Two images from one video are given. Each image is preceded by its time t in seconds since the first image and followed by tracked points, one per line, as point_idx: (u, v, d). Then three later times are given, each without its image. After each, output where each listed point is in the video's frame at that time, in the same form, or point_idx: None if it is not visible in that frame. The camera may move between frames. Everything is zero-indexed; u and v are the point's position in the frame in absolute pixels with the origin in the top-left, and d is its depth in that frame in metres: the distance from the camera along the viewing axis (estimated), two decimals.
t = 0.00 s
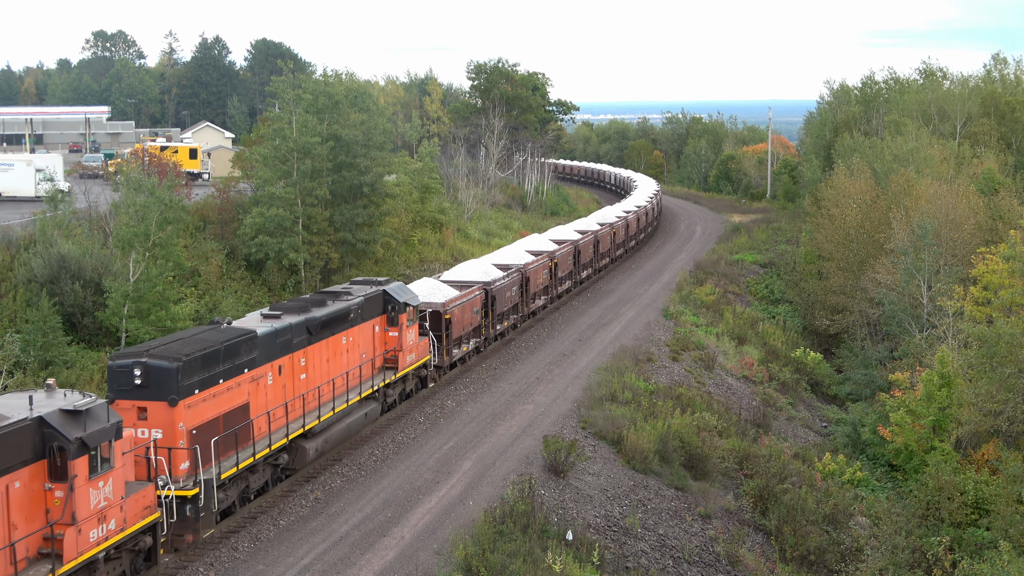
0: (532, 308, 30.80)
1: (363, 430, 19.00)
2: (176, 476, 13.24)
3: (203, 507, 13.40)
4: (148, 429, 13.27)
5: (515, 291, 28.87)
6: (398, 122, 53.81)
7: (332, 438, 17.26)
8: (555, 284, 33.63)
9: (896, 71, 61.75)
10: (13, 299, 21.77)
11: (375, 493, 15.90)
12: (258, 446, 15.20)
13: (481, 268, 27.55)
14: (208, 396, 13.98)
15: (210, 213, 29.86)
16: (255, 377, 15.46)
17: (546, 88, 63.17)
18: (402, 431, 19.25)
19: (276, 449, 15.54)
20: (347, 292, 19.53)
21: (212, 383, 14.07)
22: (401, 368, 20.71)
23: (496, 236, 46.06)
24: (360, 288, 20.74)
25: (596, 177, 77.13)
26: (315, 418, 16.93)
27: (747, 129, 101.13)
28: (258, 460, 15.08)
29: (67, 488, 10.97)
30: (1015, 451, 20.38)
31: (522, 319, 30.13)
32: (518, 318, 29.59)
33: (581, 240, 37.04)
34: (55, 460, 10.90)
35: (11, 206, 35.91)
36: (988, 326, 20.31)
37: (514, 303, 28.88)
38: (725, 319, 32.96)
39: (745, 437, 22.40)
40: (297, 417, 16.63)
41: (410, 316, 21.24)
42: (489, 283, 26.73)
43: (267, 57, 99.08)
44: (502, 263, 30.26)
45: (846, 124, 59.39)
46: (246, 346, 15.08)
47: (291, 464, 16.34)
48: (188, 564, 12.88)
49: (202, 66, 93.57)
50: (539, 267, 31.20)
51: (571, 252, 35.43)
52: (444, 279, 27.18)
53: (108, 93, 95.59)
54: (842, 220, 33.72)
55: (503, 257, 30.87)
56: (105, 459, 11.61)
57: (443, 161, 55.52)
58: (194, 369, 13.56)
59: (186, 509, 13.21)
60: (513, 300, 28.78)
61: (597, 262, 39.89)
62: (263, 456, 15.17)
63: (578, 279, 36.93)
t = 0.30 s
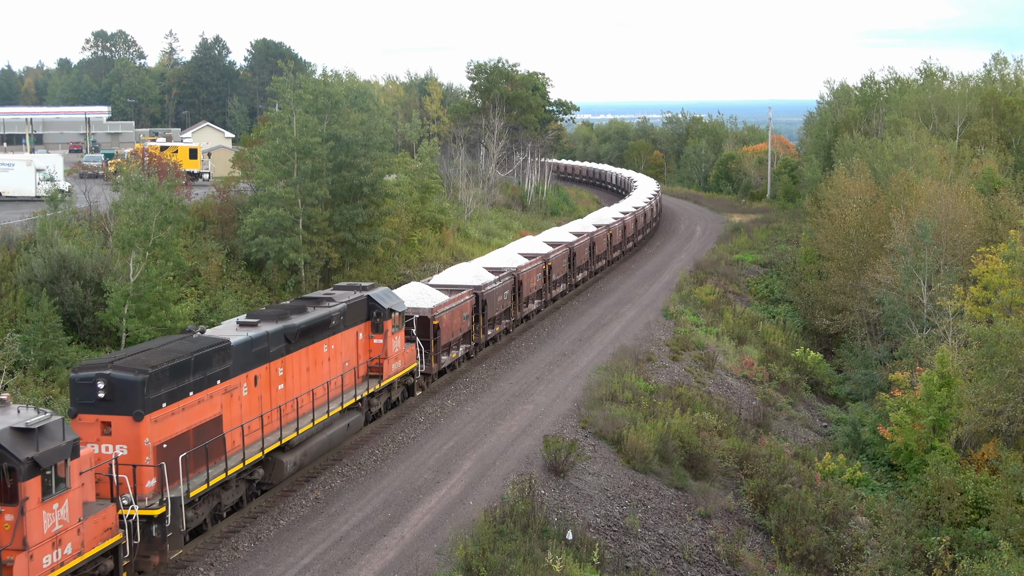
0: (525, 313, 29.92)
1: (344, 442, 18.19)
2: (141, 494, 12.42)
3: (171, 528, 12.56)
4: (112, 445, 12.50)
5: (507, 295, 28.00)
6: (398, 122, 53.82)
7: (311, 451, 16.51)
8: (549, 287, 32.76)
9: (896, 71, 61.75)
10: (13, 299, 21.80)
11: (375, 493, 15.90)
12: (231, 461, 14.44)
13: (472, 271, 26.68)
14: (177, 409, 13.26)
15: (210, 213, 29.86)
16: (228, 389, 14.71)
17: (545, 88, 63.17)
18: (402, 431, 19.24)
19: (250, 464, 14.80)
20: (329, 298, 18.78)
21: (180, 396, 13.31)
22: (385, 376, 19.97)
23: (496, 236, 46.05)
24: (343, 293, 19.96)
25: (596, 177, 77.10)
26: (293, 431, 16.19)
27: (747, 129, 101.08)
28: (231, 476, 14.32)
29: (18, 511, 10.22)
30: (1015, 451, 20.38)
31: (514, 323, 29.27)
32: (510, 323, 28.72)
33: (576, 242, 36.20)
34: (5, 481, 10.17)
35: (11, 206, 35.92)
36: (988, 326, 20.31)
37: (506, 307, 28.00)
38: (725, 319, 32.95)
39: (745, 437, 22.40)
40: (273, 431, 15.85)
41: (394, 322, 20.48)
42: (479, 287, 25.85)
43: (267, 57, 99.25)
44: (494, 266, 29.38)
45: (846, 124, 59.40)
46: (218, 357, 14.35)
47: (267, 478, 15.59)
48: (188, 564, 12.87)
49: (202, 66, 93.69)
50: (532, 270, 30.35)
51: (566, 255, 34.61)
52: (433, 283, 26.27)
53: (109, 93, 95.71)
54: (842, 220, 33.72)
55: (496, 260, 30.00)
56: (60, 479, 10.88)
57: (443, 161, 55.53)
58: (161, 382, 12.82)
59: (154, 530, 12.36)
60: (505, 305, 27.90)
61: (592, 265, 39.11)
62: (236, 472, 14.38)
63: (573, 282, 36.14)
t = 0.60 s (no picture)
0: (517, 318, 29.14)
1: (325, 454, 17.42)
2: (102, 515, 11.81)
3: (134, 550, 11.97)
4: (73, 463, 11.89)
5: (499, 300, 27.20)
6: (398, 122, 53.82)
7: (288, 466, 15.75)
8: (542, 291, 31.96)
9: (896, 71, 61.78)
10: (13, 299, 21.82)
11: (375, 493, 15.90)
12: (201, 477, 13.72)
13: (462, 276, 25.86)
14: (141, 424, 12.57)
15: (210, 213, 29.87)
16: (199, 402, 13.99)
17: (545, 88, 63.16)
18: (402, 431, 19.24)
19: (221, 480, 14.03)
20: (309, 304, 17.99)
21: (145, 411, 12.64)
22: (369, 386, 19.11)
23: (496, 236, 46.03)
24: (325, 299, 19.15)
25: (597, 176, 77.07)
26: (269, 444, 15.40)
27: (747, 129, 101.06)
28: (200, 494, 13.56)
29: None
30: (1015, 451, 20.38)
31: (506, 329, 28.52)
32: (501, 328, 27.95)
33: (571, 245, 35.44)
34: None
35: (11, 206, 35.92)
36: (988, 326, 20.32)
37: (497, 312, 27.22)
38: (725, 319, 32.95)
39: (745, 437, 22.40)
40: (248, 445, 15.11)
41: (379, 330, 19.60)
42: (469, 292, 24.99)
43: (267, 57, 99.31)
44: (485, 270, 28.57)
45: (846, 124, 59.42)
46: (187, 368, 13.63)
47: (242, 494, 14.87)
48: (188, 564, 12.86)
49: (202, 66, 93.82)
50: (525, 274, 29.58)
51: (561, 257, 33.88)
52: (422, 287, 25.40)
53: (109, 93, 95.83)
54: (842, 220, 33.73)
55: (487, 264, 29.11)
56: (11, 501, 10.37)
57: (443, 161, 55.53)
58: (124, 396, 12.15)
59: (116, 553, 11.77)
60: (497, 310, 27.11)
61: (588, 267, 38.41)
62: (206, 489, 13.66)
63: (568, 285, 35.40)
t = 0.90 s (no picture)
0: (510, 323, 28.27)
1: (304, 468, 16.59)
2: (59, 538, 11.09)
3: None
4: (28, 483, 11.19)
5: (490, 304, 26.32)
6: (398, 122, 53.83)
7: (263, 482, 14.95)
8: (536, 295, 31.08)
9: (896, 71, 61.79)
10: (14, 299, 21.84)
11: (375, 493, 15.90)
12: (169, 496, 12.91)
13: (452, 280, 24.96)
14: (102, 441, 11.81)
15: (210, 213, 29.87)
16: (167, 416, 13.18)
17: (545, 88, 63.15)
18: (402, 431, 19.25)
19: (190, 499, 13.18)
20: (289, 311, 17.12)
21: (107, 428, 11.89)
22: (352, 396, 18.23)
23: (496, 236, 46.03)
24: (307, 304, 18.26)
25: (597, 176, 77.04)
26: (243, 460, 14.56)
27: (747, 129, 101.05)
28: (167, 514, 12.73)
29: None
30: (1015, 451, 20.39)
31: (498, 334, 27.65)
32: (493, 334, 27.10)
33: (566, 247, 34.56)
34: None
35: (11, 206, 35.91)
36: (988, 326, 20.33)
37: (489, 318, 26.34)
38: (725, 318, 32.95)
39: (745, 437, 22.40)
40: (221, 460, 14.28)
41: (361, 337, 18.70)
42: (459, 296, 24.12)
43: (266, 57, 99.31)
44: (476, 274, 27.63)
45: (846, 124, 59.42)
46: (154, 381, 12.83)
47: (212, 512, 14.05)
48: (188, 564, 12.87)
49: (202, 66, 93.90)
50: (518, 278, 28.72)
51: (555, 260, 33.07)
52: (411, 291, 24.52)
53: (109, 93, 95.94)
54: (842, 220, 33.73)
55: (478, 267, 28.22)
56: None
57: (443, 161, 55.54)
58: (84, 412, 11.43)
59: None
60: (488, 315, 26.25)
61: (584, 270, 37.68)
62: (174, 509, 12.85)
63: (563, 289, 34.57)
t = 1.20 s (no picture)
0: (501, 328, 27.51)
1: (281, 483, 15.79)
2: (11, 563, 10.47)
3: None
4: None
5: (480, 310, 25.52)
6: (398, 123, 53.85)
7: (236, 499, 14.19)
8: (529, 300, 30.30)
9: (896, 71, 61.80)
10: (14, 299, 21.83)
11: (375, 493, 15.90)
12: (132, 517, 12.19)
13: (440, 284, 24.12)
14: (60, 460, 11.17)
15: (210, 213, 29.88)
16: (130, 432, 12.48)
17: (545, 88, 63.14)
18: (402, 431, 19.25)
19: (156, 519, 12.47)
20: (267, 318, 16.39)
21: (64, 446, 11.23)
22: (333, 407, 17.35)
23: (496, 236, 46.04)
24: (287, 311, 17.50)
25: (597, 176, 77.05)
26: (214, 476, 13.77)
27: (747, 129, 101.05)
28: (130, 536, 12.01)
29: None
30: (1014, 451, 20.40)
31: (489, 340, 26.85)
32: (484, 340, 26.29)
33: (559, 250, 33.87)
34: None
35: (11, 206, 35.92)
36: (988, 326, 20.34)
37: (479, 323, 25.52)
38: (725, 319, 32.97)
39: (745, 437, 22.41)
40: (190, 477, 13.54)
41: (344, 345, 17.83)
42: (447, 301, 23.30)
43: (266, 57, 99.35)
44: (466, 278, 26.90)
45: (846, 124, 59.42)
46: (116, 396, 12.15)
47: (180, 532, 13.30)
48: (188, 564, 12.88)
49: (202, 66, 93.84)
50: (509, 282, 27.98)
51: (549, 264, 32.37)
52: (398, 297, 23.70)
53: (109, 93, 95.99)
54: (842, 220, 33.74)
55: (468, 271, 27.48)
56: None
57: (443, 161, 55.55)
58: (38, 430, 10.79)
59: None
60: (478, 320, 25.47)
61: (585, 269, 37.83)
62: (138, 530, 12.15)
63: (557, 293, 33.83)
